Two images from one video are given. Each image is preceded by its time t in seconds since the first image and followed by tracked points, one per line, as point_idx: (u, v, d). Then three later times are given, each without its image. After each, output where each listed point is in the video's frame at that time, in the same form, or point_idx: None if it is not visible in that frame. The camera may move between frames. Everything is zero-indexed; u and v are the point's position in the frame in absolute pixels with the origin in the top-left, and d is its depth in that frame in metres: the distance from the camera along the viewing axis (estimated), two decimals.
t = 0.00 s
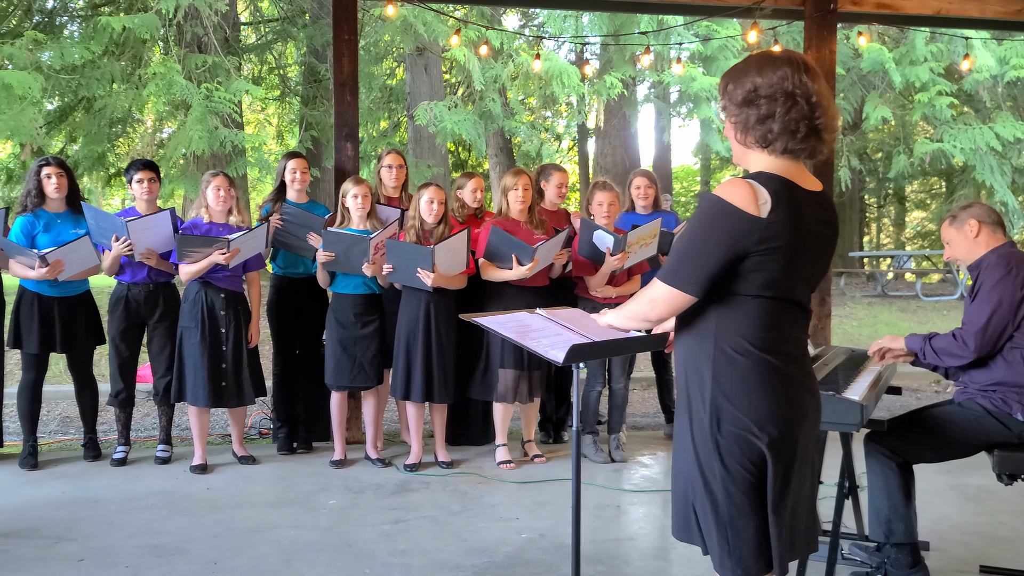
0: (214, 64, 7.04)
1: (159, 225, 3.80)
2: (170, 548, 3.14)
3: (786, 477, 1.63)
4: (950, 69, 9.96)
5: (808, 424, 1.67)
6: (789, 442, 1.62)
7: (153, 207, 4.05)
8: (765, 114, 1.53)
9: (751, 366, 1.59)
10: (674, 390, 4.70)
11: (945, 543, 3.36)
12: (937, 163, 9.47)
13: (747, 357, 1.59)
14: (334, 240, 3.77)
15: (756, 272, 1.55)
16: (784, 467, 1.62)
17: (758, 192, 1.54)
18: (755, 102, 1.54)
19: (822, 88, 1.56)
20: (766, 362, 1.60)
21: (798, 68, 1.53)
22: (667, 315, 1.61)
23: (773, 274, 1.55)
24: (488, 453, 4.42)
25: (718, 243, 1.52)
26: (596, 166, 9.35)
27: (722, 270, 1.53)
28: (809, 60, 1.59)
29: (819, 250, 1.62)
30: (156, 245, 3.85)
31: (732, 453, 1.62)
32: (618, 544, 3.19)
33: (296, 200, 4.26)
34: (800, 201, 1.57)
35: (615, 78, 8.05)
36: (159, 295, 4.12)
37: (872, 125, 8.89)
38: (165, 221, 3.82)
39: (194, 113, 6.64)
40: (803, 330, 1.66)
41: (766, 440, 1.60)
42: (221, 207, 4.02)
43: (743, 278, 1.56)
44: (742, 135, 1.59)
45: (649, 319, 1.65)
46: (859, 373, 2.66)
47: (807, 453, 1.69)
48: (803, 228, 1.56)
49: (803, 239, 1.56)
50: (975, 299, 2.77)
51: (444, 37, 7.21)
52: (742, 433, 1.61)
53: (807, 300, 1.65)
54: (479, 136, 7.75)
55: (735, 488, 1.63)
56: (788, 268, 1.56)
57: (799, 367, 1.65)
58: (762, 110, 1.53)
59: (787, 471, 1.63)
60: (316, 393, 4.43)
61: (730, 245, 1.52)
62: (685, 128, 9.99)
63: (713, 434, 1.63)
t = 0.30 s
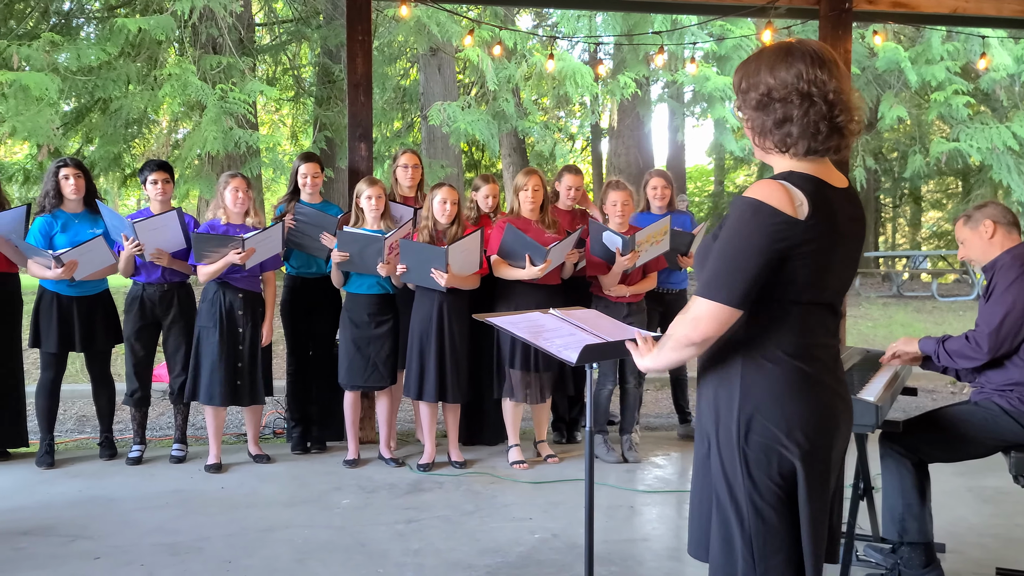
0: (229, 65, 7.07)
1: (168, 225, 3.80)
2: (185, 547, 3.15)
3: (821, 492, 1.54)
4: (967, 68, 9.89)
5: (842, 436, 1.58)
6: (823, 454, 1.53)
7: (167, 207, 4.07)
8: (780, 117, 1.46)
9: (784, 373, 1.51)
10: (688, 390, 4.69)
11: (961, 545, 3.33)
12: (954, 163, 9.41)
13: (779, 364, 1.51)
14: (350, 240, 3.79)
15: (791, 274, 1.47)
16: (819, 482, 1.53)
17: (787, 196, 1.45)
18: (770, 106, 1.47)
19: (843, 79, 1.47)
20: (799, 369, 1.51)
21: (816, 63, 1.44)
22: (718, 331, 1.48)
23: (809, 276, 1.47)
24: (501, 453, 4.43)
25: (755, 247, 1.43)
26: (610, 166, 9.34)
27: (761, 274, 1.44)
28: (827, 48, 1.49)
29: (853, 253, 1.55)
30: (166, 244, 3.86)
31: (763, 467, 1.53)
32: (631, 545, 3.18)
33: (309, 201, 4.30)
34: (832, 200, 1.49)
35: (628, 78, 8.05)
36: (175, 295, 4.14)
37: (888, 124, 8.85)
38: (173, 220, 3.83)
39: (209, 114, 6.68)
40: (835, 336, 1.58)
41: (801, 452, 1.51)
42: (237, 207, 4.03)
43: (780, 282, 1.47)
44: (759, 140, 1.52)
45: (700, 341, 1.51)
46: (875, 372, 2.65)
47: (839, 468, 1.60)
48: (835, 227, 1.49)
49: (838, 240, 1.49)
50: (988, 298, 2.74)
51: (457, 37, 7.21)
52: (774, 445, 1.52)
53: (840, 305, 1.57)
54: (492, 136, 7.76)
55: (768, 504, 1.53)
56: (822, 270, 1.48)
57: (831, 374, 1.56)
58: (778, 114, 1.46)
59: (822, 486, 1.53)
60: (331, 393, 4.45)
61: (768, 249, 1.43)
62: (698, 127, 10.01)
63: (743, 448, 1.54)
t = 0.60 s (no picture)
0: (238, 66, 7.10)
1: (178, 225, 3.84)
2: (195, 546, 3.16)
3: (847, 499, 1.51)
4: (979, 67, 9.84)
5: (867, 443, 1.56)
6: (849, 461, 1.51)
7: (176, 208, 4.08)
8: (763, 123, 1.46)
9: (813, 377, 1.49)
10: (697, 390, 4.69)
11: (972, 547, 3.31)
12: (965, 163, 9.38)
13: (804, 368, 1.49)
14: (359, 241, 3.80)
15: (823, 277, 1.44)
16: (844, 488, 1.50)
17: (803, 196, 1.43)
18: (751, 113, 1.46)
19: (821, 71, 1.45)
20: (825, 374, 1.49)
21: (787, 61, 1.43)
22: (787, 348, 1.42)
23: (838, 278, 1.45)
24: (510, 453, 4.43)
25: (788, 250, 1.39)
26: (619, 166, 9.35)
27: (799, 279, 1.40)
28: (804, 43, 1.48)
29: (875, 254, 1.53)
30: (181, 241, 3.87)
31: (788, 475, 1.50)
32: (640, 545, 3.18)
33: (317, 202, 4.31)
34: (851, 200, 1.49)
35: (638, 78, 8.05)
36: (184, 295, 4.15)
37: (898, 123, 8.84)
38: (183, 220, 3.86)
39: (219, 114, 6.70)
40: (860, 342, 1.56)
41: (828, 458, 1.49)
42: (248, 208, 4.04)
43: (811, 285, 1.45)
44: (752, 148, 1.51)
45: (772, 368, 1.42)
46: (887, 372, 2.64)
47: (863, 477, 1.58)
48: (857, 224, 1.47)
49: (860, 241, 1.48)
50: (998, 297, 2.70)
51: (466, 37, 7.23)
52: (799, 451, 1.49)
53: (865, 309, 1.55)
54: (501, 136, 7.77)
55: (793, 513, 1.51)
56: (848, 270, 1.46)
57: (856, 379, 1.54)
58: (761, 119, 1.45)
59: (847, 492, 1.51)
60: (340, 392, 4.46)
61: (800, 252, 1.40)
62: (707, 127, 10.01)
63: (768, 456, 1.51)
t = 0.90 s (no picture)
0: (245, 66, 7.12)
1: (184, 227, 3.84)
2: (202, 545, 3.16)
3: (869, 491, 1.58)
4: (987, 66, 9.80)
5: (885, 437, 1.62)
6: (870, 456, 1.58)
7: (183, 208, 4.10)
8: (728, 137, 1.55)
9: (834, 380, 1.53)
10: (704, 391, 4.69)
11: (981, 548, 3.29)
12: (973, 163, 9.35)
13: (826, 370, 1.53)
14: (365, 240, 3.79)
15: (837, 276, 1.48)
16: (866, 481, 1.58)
17: (792, 199, 1.47)
18: (715, 133, 1.58)
19: (786, 80, 1.48)
20: (847, 374, 1.54)
21: (744, 77, 1.50)
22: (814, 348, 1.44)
23: (853, 279, 1.49)
24: (516, 453, 4.44)
25: (797, 252, 1.43)
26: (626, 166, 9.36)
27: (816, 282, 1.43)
28: (777, 54, 1.52)
29: (886, 252, 1.57)
30: (189, 241, 3.89)
31: (816, 475, 1.56)
32: (647, 546, 3.17)
33: (323, 202, 4.32)
34: (850, 198, 1.51)
35: (644, 78, 8.07)
36: (190, 295, 4.16)
37: (906, 123, 8.83)
38: (190, 221, 3.87)
39: (227, 115, 6.72)
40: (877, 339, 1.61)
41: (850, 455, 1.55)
42: (254, 208, 4.05)
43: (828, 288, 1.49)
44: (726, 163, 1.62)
45: (805, 373, 1.44)
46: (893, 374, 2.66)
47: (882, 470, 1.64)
48: (862, 221, 1.50)
49: (868, 241, 1.52)
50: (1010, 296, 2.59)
51: (473, 38, 7.22)
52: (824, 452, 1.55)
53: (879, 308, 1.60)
54: (507, 136, 7.78)
55: (816, 509, 1.57)
56: (860, 268, 1.50)
57: (876, 375, 1.58)
58: (721, 139, 1.57)
59: (870, 485, 1.58)
60: (346, 392, 4.47)
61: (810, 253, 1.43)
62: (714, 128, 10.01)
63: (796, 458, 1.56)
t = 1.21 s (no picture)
0: (250, 66, 7.13)
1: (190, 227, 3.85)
2: (206, 545, 3.17)
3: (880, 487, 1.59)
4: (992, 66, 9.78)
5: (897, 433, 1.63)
6: (879, 451, 1.59)
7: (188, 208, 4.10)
8: (736, 141, 1.61)
9: (833, 373, 1.57)
10: (707, 391, 4.68)
11: (985, 548, 3.28)
12: (978, 162, 9.34)
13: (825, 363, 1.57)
14: (370, 240, 3.79)
15: (835, 271, 1.52)
16: (877, 477, 1.59)
17: (791, 196, 1.52)
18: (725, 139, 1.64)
19: (794, 89, 1.53)
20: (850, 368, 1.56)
21: (753, 85, 1.56)
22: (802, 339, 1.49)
23: (853, 273, 1.52)
24: (520, 453, 4.44)
25: (790, 247, 1.49)
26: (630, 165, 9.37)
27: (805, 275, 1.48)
28: (787, 65, 1.57)
29: (895, 247, 1.59)
30: (194, 240, 3.90)
31: (820, 467, 1.60)
32: (651, 546, 3.17)
33: (325, 202, 4.33)
34: (852, 196, 1.53)
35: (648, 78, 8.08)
36: (196, 294, 4.16)
37: (911, 123, 8.82)
38: (194, 218, 3.87)
39: (231, 115, 6.73)
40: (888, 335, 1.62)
41: (855, 449, 1.57)
42: (259, 208, 4.06)
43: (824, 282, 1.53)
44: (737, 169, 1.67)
45: (792, 363, 1.49)
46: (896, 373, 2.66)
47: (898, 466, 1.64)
48: (866, 219, 1.53)
49: (872, 237, 1.53)
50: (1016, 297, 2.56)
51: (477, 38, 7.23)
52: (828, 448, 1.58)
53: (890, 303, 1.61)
54: (511, 136, 7.78)
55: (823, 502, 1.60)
56: (862, 263, 1.53)
57: (886, 371, 1.59)
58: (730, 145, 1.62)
59: (880, 481, 1.59)
60: (349, 393, 4.47)
61: (802, 248, 1.48)
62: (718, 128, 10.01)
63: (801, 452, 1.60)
